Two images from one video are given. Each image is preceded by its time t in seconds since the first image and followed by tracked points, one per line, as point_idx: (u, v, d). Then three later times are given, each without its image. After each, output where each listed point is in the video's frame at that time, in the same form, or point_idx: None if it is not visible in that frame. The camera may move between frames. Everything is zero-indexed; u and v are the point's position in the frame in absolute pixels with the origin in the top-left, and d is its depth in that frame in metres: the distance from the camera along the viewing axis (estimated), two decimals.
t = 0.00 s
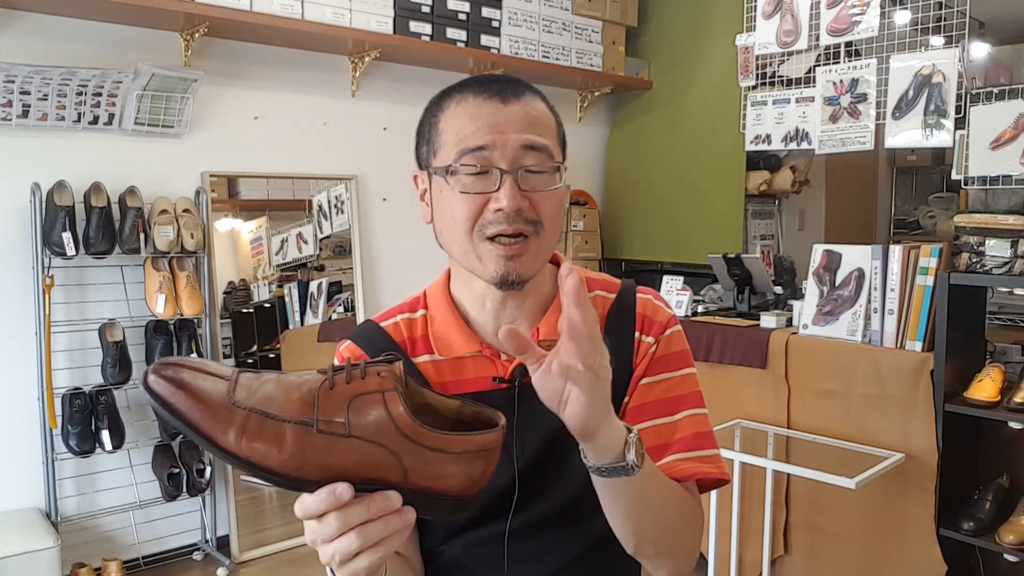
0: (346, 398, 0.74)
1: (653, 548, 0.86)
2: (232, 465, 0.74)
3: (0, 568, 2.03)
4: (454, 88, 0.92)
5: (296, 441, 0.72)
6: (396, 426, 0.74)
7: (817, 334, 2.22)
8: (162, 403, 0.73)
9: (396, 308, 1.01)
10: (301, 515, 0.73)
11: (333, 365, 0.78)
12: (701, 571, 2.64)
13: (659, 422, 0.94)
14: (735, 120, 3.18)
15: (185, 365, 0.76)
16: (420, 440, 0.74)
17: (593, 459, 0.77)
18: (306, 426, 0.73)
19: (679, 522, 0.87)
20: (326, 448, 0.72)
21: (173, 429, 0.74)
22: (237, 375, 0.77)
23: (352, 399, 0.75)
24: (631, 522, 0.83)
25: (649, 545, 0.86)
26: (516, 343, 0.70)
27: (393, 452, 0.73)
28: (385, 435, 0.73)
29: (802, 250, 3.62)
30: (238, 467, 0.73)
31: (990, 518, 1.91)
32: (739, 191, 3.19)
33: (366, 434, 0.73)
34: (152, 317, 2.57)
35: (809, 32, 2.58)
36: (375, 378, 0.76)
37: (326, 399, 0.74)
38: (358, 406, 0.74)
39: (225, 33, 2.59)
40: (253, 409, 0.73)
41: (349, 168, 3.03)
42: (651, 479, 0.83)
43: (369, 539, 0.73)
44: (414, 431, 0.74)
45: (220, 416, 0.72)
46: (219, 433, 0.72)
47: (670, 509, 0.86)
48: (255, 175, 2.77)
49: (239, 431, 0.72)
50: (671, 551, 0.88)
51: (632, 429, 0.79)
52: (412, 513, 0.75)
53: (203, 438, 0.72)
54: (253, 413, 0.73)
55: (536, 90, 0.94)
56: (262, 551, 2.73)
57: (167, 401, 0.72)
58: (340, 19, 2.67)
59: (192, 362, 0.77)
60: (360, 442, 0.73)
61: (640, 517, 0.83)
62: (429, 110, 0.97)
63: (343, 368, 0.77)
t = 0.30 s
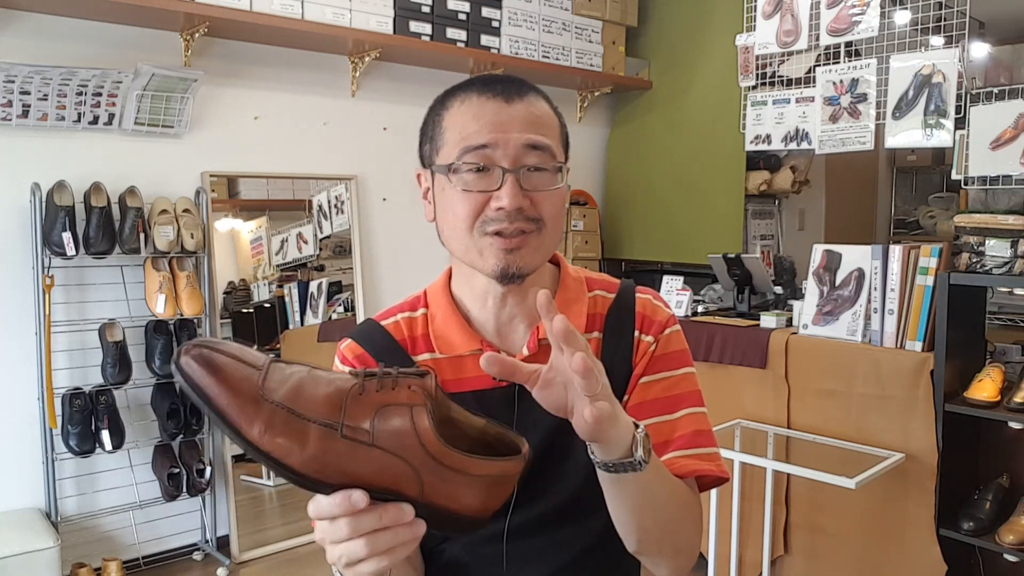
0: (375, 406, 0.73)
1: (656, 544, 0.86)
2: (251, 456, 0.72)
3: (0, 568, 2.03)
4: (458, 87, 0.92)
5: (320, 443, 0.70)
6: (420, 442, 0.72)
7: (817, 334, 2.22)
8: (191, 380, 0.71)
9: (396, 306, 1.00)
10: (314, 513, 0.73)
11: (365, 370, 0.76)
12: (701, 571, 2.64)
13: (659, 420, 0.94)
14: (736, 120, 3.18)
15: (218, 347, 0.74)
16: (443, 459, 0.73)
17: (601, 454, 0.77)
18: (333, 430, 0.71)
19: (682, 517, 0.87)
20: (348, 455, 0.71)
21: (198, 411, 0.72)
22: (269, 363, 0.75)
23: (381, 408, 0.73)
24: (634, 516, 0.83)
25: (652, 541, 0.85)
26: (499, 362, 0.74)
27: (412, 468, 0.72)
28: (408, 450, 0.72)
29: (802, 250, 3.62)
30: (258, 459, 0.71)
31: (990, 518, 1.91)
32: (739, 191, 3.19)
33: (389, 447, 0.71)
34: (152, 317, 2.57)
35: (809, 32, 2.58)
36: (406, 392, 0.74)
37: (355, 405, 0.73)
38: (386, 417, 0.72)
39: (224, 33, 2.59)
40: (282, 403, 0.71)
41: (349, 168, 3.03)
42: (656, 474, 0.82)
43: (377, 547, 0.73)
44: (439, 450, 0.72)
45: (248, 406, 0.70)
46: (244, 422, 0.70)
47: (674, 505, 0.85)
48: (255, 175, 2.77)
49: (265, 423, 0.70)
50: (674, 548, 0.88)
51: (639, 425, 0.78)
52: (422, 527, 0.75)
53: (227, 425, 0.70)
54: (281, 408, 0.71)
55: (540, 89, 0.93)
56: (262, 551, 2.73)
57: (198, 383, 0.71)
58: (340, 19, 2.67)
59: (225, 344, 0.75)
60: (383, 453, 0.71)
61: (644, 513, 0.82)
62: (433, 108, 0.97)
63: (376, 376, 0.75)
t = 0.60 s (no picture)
0: (422, 414, 0.71)
1: (655, 540, 0.84)
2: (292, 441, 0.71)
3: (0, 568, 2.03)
4: (446, 91, 0.90)
5: (362, 441, 0.69)
6: (460, 458, 0.70)
7: (817, 334, 2.22)
8: (249, 355, 0.71)
9: (396, 306, 1.00)
10: (344, 506, 0.72)
11: (417, 376, 0.75)
12: (701, 571, 2.64)
13: (657, 415, 0.94)
14: (736, 120, 3.18)
15: (281, 326, 0.73)
16: (478, 478, 0.70)
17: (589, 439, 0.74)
18: (377, 430, 0.70)
19: (681, 512, 0.85)
20: (386, 459, 0.69)
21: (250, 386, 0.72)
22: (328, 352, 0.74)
23: (428, 416, 0.71)
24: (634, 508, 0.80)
25: (651, 538, 0.83)
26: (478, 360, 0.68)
27: (446, 482, 0.70)
28: (446, 464, 0.70)
29: (802, 250, 3.62)
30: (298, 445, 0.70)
31: (990, 518, 1.91)
32: (739, 191, 3.19)
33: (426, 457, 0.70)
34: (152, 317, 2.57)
35: (809, 32, 2.58)
36: (455, 406, 0.72)
37: (403, 410, 0.71)
38: (431, 427, 0.71)
39: (225, 33, 2.59)
40: (333, 395, 0.70)
41: (349, 168, 3.02)
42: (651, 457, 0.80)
43: (399, 551, 0.71)
44: (477, 468, 0.70)
45: (300, 391, 0.69)
46: (293, 406, 0.69)
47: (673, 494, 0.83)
48: (255, 175, 2.77)
49: (313, 410, 0.69)
50: (676, 542, 0.86)
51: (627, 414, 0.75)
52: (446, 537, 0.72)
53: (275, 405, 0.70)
54: (331, 399, 0.70)
55: (531, 90, 0.90)
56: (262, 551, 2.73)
57: (256, 358, 0.71)
58: (340, 19, 2.67)
59: (288, 325, 0.75)
60: (421, 463, 0.70)
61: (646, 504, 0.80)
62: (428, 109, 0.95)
63: (428, 384, 0.74)
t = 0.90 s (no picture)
0: (441, 422, 0.68)
1: (630, 545, 0.81)
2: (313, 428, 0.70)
3: None
4: (459, 87, 0.89)
5: (376, 438, 0.67)
6: (473, 474, 0.66)
7: (817, 335, 2.22)
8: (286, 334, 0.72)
9: (396, 306, 1.00)
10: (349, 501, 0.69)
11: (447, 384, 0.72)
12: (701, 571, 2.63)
13: (646, 414, 0.91)
14: (736, 120, 3.18)
15: (322, 311, 0.74)
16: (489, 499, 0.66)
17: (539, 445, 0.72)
18: (392, 431, 0.67)
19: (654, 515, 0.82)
20: (397, 462, 0.66)
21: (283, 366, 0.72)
22: (364, 346, 0.73)
23: (447, 424, 0.68)
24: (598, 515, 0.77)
25: (625, 543, 0.81)
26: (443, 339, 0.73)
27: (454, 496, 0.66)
28: (457, 476, 0.66)
29: (802, 250, 3.62)
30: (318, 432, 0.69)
31: (990, 518, 1.91)
32: (739, 191, 3.19)
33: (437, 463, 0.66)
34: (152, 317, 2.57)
35: (809, 32, 2.58)
36: (478, 419, 0.68)
37: (424, 414, 0.68)
38: (450, 436, 0.67)
39: (224, 33, 2.59)
40: (357, 388, 0.69)
41: (349, 168, 3.02)
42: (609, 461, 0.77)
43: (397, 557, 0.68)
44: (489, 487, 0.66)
45: (326, 377, 0.69)
46: (317, 391, 0.68)
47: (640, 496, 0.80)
48: (255, 175, 2.77)
49: (335, 398, 0.68)
50: (654, 546, 0.83)
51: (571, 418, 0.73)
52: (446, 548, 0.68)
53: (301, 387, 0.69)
54: (355, 391, 0.69)
55: (542, 91, 0.90)
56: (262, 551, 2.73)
57: (290, 337, 0.71)
58: (340, 19, 2.67)
59: (330, 312, 0.75)
60: (433, 470, 0.66)
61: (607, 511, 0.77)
62: (436, 105, 0.94)
63: (456, 393, 0.70)
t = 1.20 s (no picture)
0: (416, 435, 0.69)
1: (636, 535, 0.78)
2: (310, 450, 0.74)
3: None
4: (462, 87, 0.90)
5: (356, 456, 0.70)
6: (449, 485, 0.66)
7: (816, 334, 2.22)
8: (276, 366, 0.78)
9: (396, 306, 0.98)
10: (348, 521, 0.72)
11: (427, 396, 0.74)
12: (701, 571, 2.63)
13: (649, 409, 0.91)
14: (736, 120, 3.18)
15: (308, 342, 0.80)
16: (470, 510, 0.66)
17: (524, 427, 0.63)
18: (370, 448, 0.70)
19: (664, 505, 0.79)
20: (377, 477, 0.69)
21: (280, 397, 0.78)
22: (348, 367, 0.78)
23: (423, 436, 0.69)
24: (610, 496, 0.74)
25: (633, 532, 0.78)
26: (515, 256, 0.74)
27: (436, 509, 0.67)
28: (435, 490, 0.67)
29: (802, 250, 3.62)
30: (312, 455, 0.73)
31: (990, 518, 1.92)
32: (739, 190, 3.19)
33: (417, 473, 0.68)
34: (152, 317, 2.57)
35: (809, 32, 2.58)
36: (452, 430, 0.69)
37: (400, 429, 0.70)
38: (423, 448, 0.68)
39: (224, 33, 2.59)
40: (339, 406, 0.73)
41: (349, 168, 3.02)
42: (628, 440, 0.75)
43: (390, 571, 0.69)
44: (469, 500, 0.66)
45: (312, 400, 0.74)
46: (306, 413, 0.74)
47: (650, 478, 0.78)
48: (255, 175, 2.77)
49: (320, 417, 0.73)
50: (660, 539, 0.80)
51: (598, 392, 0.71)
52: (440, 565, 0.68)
53: (292, 413, 0.75)
54: (337, 410, 0.73)
55: (544, 93, 0.91)
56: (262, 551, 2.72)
57: (279, 368, 0.78)
58: (340, 19, 2.67)
59: (316, 341, 0.81)
60: (411, 484, 0.68)
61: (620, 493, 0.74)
62: (439, 107, 0.94)
63: (434, 405, 0.72)
